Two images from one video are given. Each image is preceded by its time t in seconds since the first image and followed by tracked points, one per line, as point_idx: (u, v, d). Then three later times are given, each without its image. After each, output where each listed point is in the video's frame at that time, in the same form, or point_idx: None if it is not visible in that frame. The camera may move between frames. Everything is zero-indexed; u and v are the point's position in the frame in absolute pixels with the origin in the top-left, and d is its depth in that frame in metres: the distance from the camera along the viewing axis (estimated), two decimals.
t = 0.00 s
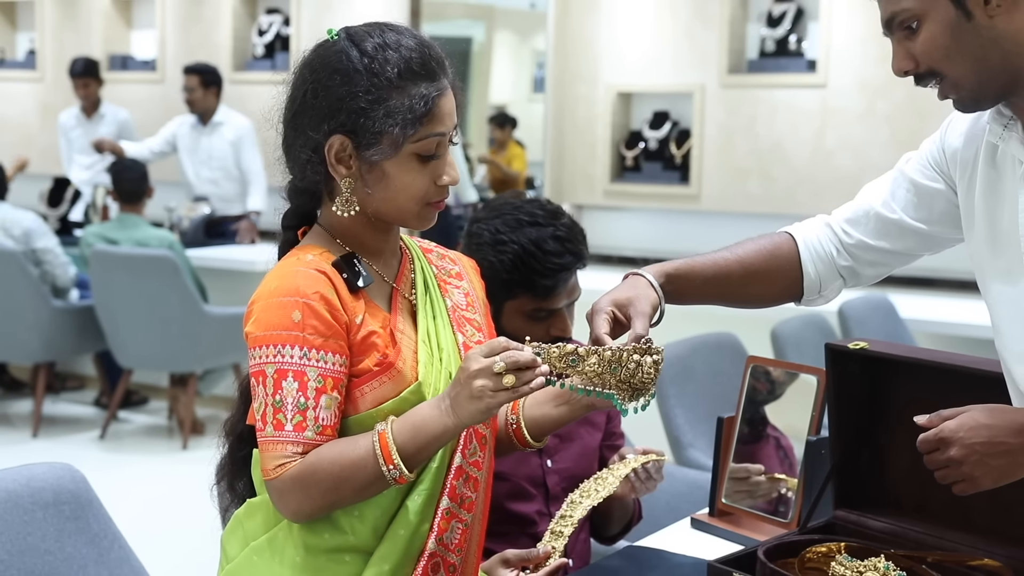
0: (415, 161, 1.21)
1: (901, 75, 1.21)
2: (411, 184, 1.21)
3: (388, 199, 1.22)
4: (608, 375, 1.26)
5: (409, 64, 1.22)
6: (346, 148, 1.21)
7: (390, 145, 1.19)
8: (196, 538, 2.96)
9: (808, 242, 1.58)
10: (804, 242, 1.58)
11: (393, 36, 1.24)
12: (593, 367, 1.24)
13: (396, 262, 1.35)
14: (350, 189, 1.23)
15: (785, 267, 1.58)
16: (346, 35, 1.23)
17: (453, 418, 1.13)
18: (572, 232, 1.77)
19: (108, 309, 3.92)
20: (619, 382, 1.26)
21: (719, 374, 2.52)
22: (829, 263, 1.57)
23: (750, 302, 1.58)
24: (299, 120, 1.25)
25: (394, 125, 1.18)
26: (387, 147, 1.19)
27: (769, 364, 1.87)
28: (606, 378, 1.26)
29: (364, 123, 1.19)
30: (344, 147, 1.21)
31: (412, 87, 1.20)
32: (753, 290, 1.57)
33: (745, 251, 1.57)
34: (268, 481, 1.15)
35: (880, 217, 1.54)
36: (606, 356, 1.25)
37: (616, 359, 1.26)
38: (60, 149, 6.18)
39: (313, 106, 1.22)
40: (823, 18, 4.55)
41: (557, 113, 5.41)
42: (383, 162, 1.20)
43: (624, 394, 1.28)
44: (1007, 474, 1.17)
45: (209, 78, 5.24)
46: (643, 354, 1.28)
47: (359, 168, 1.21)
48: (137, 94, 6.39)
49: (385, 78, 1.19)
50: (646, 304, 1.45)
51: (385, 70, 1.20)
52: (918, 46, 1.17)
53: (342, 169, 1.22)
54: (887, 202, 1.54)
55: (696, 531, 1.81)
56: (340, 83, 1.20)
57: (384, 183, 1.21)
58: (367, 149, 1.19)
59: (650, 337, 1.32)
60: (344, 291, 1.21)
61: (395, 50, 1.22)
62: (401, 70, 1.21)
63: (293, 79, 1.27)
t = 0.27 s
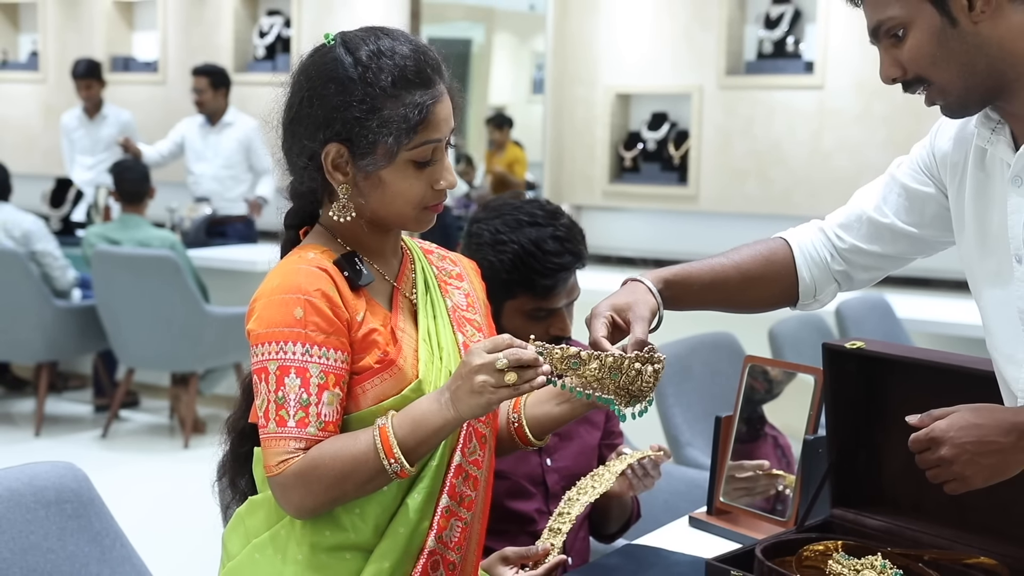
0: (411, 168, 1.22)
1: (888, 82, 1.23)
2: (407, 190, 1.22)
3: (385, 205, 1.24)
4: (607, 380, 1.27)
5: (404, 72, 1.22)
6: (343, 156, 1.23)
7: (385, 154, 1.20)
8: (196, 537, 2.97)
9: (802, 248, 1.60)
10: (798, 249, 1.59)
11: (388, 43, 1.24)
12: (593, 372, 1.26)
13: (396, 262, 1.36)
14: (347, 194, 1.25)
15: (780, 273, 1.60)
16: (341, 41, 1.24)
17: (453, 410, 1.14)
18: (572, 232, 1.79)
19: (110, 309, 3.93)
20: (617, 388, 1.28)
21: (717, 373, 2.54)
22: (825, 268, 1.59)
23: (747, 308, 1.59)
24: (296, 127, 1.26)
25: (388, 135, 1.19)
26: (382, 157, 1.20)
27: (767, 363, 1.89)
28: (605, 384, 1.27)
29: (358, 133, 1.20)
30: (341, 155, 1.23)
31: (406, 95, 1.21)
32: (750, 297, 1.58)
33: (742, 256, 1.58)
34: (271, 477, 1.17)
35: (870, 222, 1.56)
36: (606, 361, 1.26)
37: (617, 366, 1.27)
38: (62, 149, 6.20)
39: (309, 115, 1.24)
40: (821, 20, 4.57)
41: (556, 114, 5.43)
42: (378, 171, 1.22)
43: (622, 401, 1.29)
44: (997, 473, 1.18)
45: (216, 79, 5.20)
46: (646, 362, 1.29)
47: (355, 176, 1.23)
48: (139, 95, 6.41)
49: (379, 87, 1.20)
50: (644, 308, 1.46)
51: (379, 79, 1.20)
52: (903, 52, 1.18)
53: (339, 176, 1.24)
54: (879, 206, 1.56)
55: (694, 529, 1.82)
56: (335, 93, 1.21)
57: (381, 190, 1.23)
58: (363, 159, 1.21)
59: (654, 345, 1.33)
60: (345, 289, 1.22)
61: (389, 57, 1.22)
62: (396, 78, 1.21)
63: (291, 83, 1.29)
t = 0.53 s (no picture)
0: (412, 168, 1.23)
1: (885, 83, 1.23)
2: (409, 190, 1.24)
3: (388, 206, 1.25)
4: (606, 383, 1.29)
5: (401, 74, 1.22)
6: (344, 159, 1.24)
7: (385, 156, 1.21)
8: (197, 536, 2.98)
9: (800, 250, 1.61)
10: (797, 251, 1.60)
11: (384, 45, 1.24)
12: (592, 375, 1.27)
13: (397, 262, 1.37)
14: (350, 198, 1.26)
15: (778, 275, 1.60)
16: (337, 45, 1.24)
17: (452, 409, 1.15)
18: (572, 232, 1.80)
19: (111, 309, 3.94)
20: (615, 391, 1.29)
21: (716, 373, 2.55)
22: (824, 270, 1.60)
23: (746, 310, 1.60)
24: (296, 132, 1.27)
25: (388, 137, 1.20)
26: (383, 159, 1.21)
27: (766, 363, 1.89)
28: (604, 386, 1.29)
29: (358, 136, 1.21)
30: (342, 159, 1.24)
31: (404, 96, 1.22)
32: (750, 299, 1.59)
33: (740, 259, 1.59)
34: (271, 476, 1.18)
35: (868, 224, 1.57)
36: (606, 365, 1.27)
37: (616, 369, 1.28)
38: (63, 150, 6.21)
39: (309, 120, 1.24)
40: (819, 21, 4.57)
41: (556, 115, 5.44)
42: (380, 173, 1.23)
43: (621, 404, 1.30)
44: (994, 472, 1.18)
45: (222, 84, 5.22)
46: (644, 366, 1.31)
47: (356, 179, 1.24)
48: (140, 96, 6.42)
49: (377, 89, 1.21)
50: (643, 311, 1.47)
51: (377, 81, 1.21)
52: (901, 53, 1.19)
53: (341, 179, 1.25)
54: (876, 208, 1.57)
55: (693, 529, 1.83)
56: (334, 97, 1.22)
57: (383, 192, 1.24)
58: (364, 162, 1.22)
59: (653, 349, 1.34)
60: (346, 288, 1.23)
61: (386, 59, 1.23)
62: (393, 79, 1.22)
63: (290, 88, 1.29)
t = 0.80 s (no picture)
0: (419, 160, 1.24)
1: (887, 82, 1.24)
2: (418, 181, 1.25)
3: (398, 200, 1.26)
4: (607, 384, 1.29)
5: (396, 69, 1.23)
6: (350, 161, 1.24)
7: (391, 152, 1.22)
8: (198, 535, 2.99)
9: (801, 249, 1.61)
10: (798, 250, 1.60)
11: (376, 43, 1.25)
12: (593, 375, 1.28)
13: (400, 261, 1.38)
14: (360, 198, 1.27)
15: (778, 273, 1.60)
16: (330, 48, 1.25)
17: (453, 408, 1.16)
18: (572, 232, 1.80)
19: (114, 309, 3.95)
20: (616, 392, 1.30)
21: (716, 371, 2.56)
22: (824, 268, 1.60)
23: (745, 309, 1.60)
24: (298, 139, 1.28)
25: (392, 132, 1.21)
26: (389, 155, 1.22)
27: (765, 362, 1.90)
28: (604, 387, 1.30)
29: (362, 136, 1.22)
30: (348, 160, 1.24)
31: (402, 90, 1.22)
32: (750, 297, 1.60)
33: (740, 258, 1.60)
34: (273, 473, 1.19)
35: (868, 224, 1.57)
36: (607, 366, 1.28)
37: (619, 371, 1.29)
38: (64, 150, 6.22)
39: (311, 127, 1.25)
40: (819, 22, 4.58)
41: (556, 115, 5.44)
42: (389, 168, 1.24)
43: (622, 404, 1.31)
44: (995, 469, 1.18)
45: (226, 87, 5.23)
46: (647, 368, 1.31)
47: (364, 178, 1.25)
48: (142, 96, 6.43)
49: (375, 87, 1.22)
50: (643, 311, 1.48)
51: (373, 78, 1.22)
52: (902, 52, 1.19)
53: (349, 181, 1.26)
54: (877, 207, 1.57)
55: (693, 527, 1.83)
56: (333, 100, 1.22)
57: (393, 187, 1.25)
58: (371, 160, 1.23)
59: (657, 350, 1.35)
60: (349, 287, 1.24)
61: (379, 56, 1.24)
62: (389, 75, 1.23)
63: (287, 98, 1.30)
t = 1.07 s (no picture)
0: (419, 152, 1.25)
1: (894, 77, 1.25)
2: (420, 174, 1.26)
3: (401, 195, 1.26)
4: (608, 385, 1.30)
5: (389, 63, 1.24)
6: (350, 159, 1.25)
7: (392, 145, 1.23)
8: (197, 534, 2.99)
9: (803, 246, 1.62)
10: (800, 247, 1.61)
11: (366, 41, 1.26)
12: (595, 375, 1.29)
13: (402, 260, 1.39)
14: (363, 196, 1.27)
15: (780, 270, 1.62)
16: (321, 49, 1.26)
17: (455, 407, 1.16)
18: (573, 232, 1.81)
19: (115, 309, 3.96)
20: (617, 392, 1.31)
21: (716, 371, 2.56)
22: (826, 266, 1.61)
23: (749, 305, 1.61)
24: (297, 143, 1.28)
25: (391, 126, 1.22)
26: (389, 148, 1.23)
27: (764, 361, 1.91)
28: (606, 387, 1.30)
29: (362, 132, 1.22)
30: (349, 159, 1.25)
31: (397, 84, 1.23)
32: (753, 294, 1.61)
33: (743, 255, 1.60)
34: (275, 471, 1.19)
35: (873, 221, 1.58)
36: (609, 367, 1.29)
37: (621, 372, 1.30)
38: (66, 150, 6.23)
39: (309, 128, 1.25)
40: (818, 22, 4.59)
41: (556, 115, 5.45)
42: (390, 163, 1.24)
43: (623, 404, 1.32)
44: (1000, 468, 1.19)
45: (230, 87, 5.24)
46: (649, 368, 1.33)
47: (366, 175, 1.26)
48: (143, 96, 6.43)
49: (371, 82, 1.22)
50: (645, 309, 1.48)
51: (368, 74, 1.23)
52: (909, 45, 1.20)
53: (352, 179, 1.26)
54: (881, 205, 1.58)
55: (693, 526, 1.84)
56: (330, 99, 1.23)
57: (395, 181, 1.26)
58: (372, 156, 1.23)
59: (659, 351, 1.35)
60: (351, 286, 1.25)
61: (371, 52, 1.25)
62: (383, 70, 1.24)
63: (282, 104, 1.30)
